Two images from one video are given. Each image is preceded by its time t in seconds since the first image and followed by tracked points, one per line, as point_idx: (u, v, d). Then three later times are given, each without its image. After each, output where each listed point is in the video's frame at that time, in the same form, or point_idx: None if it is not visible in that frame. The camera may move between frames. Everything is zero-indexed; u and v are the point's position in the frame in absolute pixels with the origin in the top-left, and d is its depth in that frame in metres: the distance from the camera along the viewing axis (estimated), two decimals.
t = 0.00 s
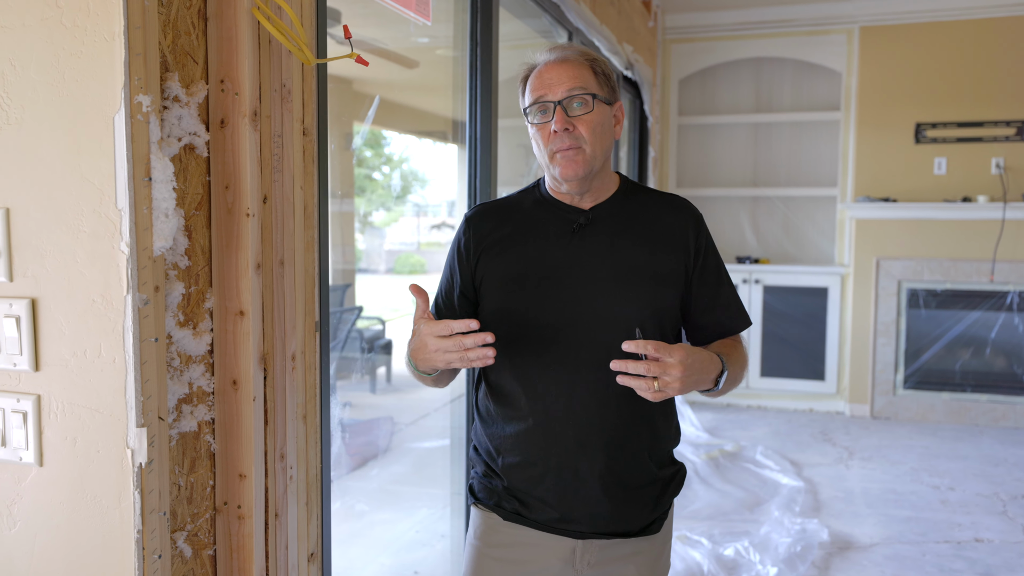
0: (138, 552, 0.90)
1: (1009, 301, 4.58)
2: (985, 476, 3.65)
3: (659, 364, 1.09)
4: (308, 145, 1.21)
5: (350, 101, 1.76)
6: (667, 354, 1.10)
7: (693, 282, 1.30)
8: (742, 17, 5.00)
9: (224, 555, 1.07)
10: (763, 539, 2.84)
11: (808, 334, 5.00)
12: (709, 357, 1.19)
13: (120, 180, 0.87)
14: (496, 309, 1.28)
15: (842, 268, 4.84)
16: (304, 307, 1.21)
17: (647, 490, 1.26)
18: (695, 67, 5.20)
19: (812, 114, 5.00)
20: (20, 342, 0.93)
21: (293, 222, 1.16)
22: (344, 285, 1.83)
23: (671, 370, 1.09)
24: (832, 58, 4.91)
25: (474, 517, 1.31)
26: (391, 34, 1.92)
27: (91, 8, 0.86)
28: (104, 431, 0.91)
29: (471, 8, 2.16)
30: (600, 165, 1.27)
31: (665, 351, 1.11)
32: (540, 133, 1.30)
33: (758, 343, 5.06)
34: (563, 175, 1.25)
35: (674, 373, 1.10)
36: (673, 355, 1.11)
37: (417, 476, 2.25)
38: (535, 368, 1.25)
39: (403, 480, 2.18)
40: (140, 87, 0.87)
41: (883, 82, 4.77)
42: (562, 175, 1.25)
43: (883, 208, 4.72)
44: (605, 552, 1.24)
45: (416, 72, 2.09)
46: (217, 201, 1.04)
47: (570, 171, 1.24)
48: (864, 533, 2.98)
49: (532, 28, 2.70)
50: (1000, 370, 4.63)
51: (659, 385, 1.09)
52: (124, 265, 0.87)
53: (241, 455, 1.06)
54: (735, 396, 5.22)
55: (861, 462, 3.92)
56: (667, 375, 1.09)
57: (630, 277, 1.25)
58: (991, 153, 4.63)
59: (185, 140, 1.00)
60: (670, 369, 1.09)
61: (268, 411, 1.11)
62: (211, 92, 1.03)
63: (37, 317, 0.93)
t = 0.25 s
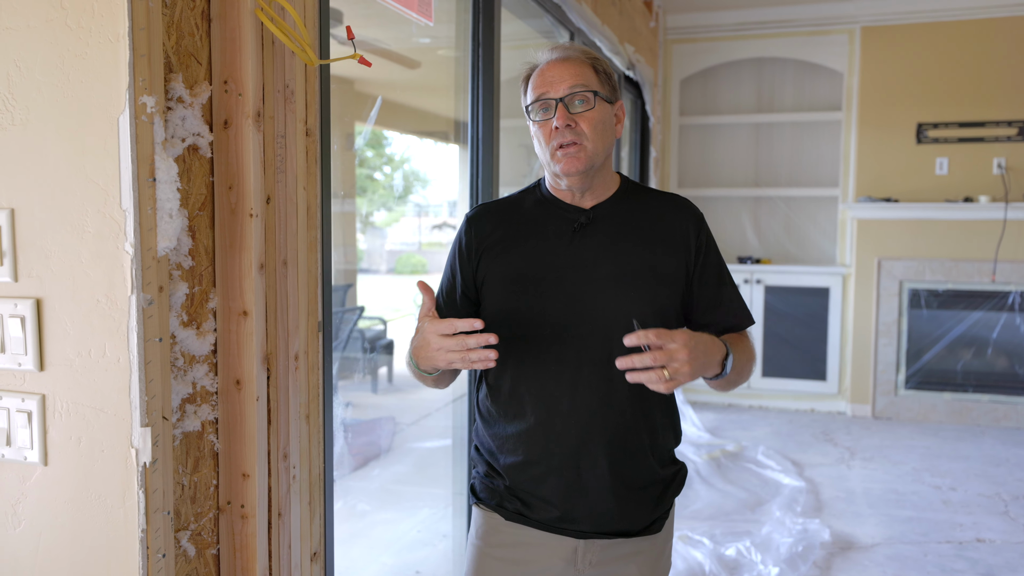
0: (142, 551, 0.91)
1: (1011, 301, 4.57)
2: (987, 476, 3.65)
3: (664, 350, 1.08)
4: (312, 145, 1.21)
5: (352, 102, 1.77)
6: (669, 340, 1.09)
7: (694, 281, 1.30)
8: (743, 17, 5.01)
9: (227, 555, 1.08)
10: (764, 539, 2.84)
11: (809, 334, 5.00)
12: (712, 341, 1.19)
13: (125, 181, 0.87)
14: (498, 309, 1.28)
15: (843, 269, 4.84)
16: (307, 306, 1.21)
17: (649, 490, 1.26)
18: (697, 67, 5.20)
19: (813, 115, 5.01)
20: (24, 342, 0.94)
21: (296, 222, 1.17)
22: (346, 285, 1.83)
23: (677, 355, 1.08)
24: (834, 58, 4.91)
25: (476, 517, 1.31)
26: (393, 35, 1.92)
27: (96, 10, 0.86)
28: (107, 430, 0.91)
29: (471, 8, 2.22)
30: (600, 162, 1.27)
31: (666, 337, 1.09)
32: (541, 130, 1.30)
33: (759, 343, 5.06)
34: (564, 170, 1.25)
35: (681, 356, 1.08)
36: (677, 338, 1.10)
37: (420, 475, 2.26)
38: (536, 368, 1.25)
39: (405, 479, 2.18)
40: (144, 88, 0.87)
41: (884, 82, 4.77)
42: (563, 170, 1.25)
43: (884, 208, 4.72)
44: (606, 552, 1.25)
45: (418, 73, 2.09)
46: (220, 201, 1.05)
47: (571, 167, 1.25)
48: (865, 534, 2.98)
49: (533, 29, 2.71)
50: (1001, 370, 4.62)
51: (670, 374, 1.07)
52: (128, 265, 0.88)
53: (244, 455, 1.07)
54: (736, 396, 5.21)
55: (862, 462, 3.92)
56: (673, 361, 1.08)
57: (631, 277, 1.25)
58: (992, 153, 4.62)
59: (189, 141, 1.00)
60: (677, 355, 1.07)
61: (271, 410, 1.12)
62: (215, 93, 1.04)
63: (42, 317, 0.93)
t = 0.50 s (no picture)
0: (145, 549, 0.91)
1: (1013, 301, 4.57)
2: (989, 476, 3.65)
3: (640, 283, 1.08)
4: (314, 145, 1.21)
5: (354, 102, 1.77)
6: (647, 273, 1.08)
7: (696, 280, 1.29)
8: (745, 16, 5.01)
9: (230, 553, 1.08)
10: (766, 539, 2.84)
11: (810, 333, 5.01)
12: (701, 295, 1.11)
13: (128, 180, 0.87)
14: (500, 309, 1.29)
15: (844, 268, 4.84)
16: (310, 306, 1.22)
17: (652, 489, 1.26)
18: (698, 67, 5.20)
19: (815, 114, 5.00)
20: (28, 341, 0.94)
21: (299, 222, 1.17)
22: (348, 285, 1.84)
23: (651, 288, 1.07)
24: (835, 58, 4.91)
25: (479, 516, 1.32)
26: (395, 35, 1.93)
27: (99, 10, 0.87)
28: (111, 430, 0.92)
29: (473, 8, 2.22)
30: (601, 167, 1.27)
31: (647, 271, 1.08)
32: (542, 136, 1.30)
33: (761, 343, 5.06)
34: (564, 176, 1.26)
35: (651, 293, 1.07)
36: (662, 274, 1.08)
37: (422, 474, 2.27)
38: (539, 367, 1.25)
39: (407, 479, 2.18)
40: (148, 88, 0.88)
41: (886, 82, 4.76)
42: (564, 176, 1.25)
43: (885, 208, 4.72)
44: (609, 552, 1.25)
45: (420, 73, 2.10)
46: (223, 201, 1.05)
47: (571, 172, 1.25)
48: (867, 533, 2.98)
49: (535, 29, 2.71)
50: (1003, 370, 4.62)
51: (640, 307, 1.07)
52: (132, 264, 0.88)
53: (248, 454, 1.07)
54: (738, 395, 5.21)
55: (864, 462, 3.92)
56: (646, 294, 1.07)
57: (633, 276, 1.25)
58: (994, 152, 4.62)
59: (192, 141, 1.01)
60: (647, 289, 1.07)
61: (274, 410, 1.12)
62: (218, 93, 1.04)
63: (46, 316, 0.93)
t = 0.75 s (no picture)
0: (146, 548, 0.91)
1: (1014, 300, 4.56)
2: (990, 475, 3.65)
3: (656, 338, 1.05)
4: (315, 144, 1.21)
5: (355, 101, 1.77)
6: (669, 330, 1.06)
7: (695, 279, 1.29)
8: (746, 15, 5.00)
9: (231, 552, 1.08)
10: (767, 538, 2.84)
11: (811, 333, 5.00)
12: (699, 353, 1.11)
13: (129, 179, 0.87)
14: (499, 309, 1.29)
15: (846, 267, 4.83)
16: (311, 304, 1.22)
17: (651, 488, 1.26)
18: (699, 66, 5.20)
19: (816, 114, 5.00)
20: (30, 340, 0.94)
21: (299, 221, 1.17)
22: (349, 284, 1.83)
23: (663, 349, 1.05)
24: (837, 57, 4.91)
25: (480, 515, 1.32)
26: (396, 34, 1.93)
27: (101, 10, 0.87)
28: (112, 428, 0.92)
29: (475, 8, 2.22)
30: (597, 168, 1.27)
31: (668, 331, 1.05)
32: (539, 139, 1.31)
33: (762, 342, 5.06)
34: (561, 178, 1.26)
35: (661, 352, 1.05)
36: (679, 339, 1.05)
37: (423, 474, 2.27)
38: (538, 366, 1.25)
39: (408, 478, 2.18)
40: (149, 87, 0.88)
41: (888, 81, 4.76)
42: (560, 179, 1.26)
43: (887, 207, 4.71)
44: (609, 550, 1.25)
45: (421, 72, 2.10)
46: (224, 200, 1.05)
47: (568, 174, 1.25)
48: (868, 532, 2.98)
49: (536, 28, 2.71)
50: (1005, 369, 4.61)
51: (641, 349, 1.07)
52: (133, 263, 0.88)
53: (249, 453, 1.07)
54: (739, 395, 5.21)
55: (865, 461, 3.92)
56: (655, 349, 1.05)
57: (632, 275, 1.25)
58: (996, 151, 4.62)
59: (192, 140, 1.01)
60: (659, 351, 1.05)
61: (275, 409, 1.12)
62: (219, 92, 1.04)
63: (48, 315, 0.93)
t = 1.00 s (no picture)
0: (147, 547, 0.91)
1: (1016, 300, 4.56)
2: (991, 475, 3.64)
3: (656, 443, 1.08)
4: (315, 143, 1.21)
5: (356, 100, 1.76)
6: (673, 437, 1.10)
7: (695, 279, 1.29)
8: (748, 15, 5.00)
9: (232, 551, 1.08)
10: (768, 538, 2.84)
11: (812, 332, 5.00)
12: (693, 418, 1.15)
13: (129, 178, 0.87)
14: (498, 311, 1.28)
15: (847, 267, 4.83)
16: (311, 304, 1.22)
17: (651, 487, 1.26)
18: (701, 65, 5.19)
19: (818, 113, 4.99)
20: (30, 339, 0.94)
21: (300, 220, 1.17)
22: (350, 283, 1.83)
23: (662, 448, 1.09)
24: (838, 57, 4.90)
25: (480, 514, 1.32)
26: (397, 33, 1.93)
27: (101, 9, 0.87)
28: (113, 427, 0.92)
29: (475, 7, 2.21)
30: (594, 159, 1.27)
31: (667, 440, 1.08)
32: (536, 129, 1.31)
33: (763, 342, 5.06)
34: (558, 167, 1.26)
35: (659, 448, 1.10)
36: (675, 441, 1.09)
37: (424, 473, 2.26)
38: (538, 367, 1.25)
39: (409, 477, 2.18)
40: (149, 86, 0.88)
41: (889, 80, 4.75)
42: (557, 168, 1.26)
43: (888, 206, 4.71)
44: (610, 550, 1.25)
45: (422, 71, 2.10)
46: (224, 199, 1.05)
47: (565, 163, 1.25)
48: (869, 532, 2.97)
49: (537, 27, 2.71)
50: (1006, 369, 4.61)
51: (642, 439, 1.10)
52: (133, 263, 0.88)
53: (249, 452, 1.07)
54: (740, 394, 5.21)
55: (866, 460, 3.92)
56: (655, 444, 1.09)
57: (631, 276, 1.25)
58: (997, 151, 4.61)
59: (193, 140, 1.01)
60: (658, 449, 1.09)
61: (275, 408, 1.12)
62: (219, 91, 1.04)
63: (49, 315, 0.93)
